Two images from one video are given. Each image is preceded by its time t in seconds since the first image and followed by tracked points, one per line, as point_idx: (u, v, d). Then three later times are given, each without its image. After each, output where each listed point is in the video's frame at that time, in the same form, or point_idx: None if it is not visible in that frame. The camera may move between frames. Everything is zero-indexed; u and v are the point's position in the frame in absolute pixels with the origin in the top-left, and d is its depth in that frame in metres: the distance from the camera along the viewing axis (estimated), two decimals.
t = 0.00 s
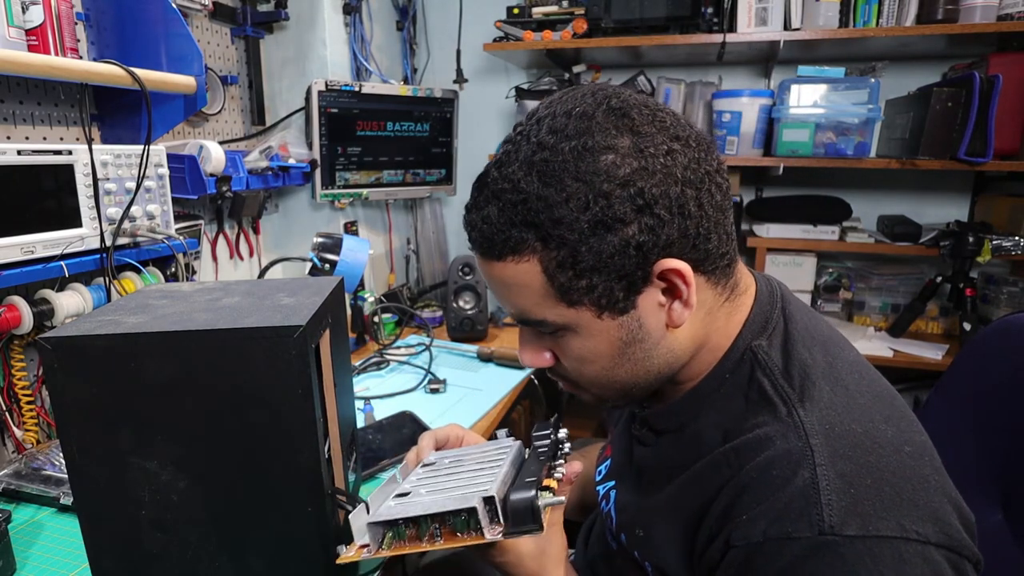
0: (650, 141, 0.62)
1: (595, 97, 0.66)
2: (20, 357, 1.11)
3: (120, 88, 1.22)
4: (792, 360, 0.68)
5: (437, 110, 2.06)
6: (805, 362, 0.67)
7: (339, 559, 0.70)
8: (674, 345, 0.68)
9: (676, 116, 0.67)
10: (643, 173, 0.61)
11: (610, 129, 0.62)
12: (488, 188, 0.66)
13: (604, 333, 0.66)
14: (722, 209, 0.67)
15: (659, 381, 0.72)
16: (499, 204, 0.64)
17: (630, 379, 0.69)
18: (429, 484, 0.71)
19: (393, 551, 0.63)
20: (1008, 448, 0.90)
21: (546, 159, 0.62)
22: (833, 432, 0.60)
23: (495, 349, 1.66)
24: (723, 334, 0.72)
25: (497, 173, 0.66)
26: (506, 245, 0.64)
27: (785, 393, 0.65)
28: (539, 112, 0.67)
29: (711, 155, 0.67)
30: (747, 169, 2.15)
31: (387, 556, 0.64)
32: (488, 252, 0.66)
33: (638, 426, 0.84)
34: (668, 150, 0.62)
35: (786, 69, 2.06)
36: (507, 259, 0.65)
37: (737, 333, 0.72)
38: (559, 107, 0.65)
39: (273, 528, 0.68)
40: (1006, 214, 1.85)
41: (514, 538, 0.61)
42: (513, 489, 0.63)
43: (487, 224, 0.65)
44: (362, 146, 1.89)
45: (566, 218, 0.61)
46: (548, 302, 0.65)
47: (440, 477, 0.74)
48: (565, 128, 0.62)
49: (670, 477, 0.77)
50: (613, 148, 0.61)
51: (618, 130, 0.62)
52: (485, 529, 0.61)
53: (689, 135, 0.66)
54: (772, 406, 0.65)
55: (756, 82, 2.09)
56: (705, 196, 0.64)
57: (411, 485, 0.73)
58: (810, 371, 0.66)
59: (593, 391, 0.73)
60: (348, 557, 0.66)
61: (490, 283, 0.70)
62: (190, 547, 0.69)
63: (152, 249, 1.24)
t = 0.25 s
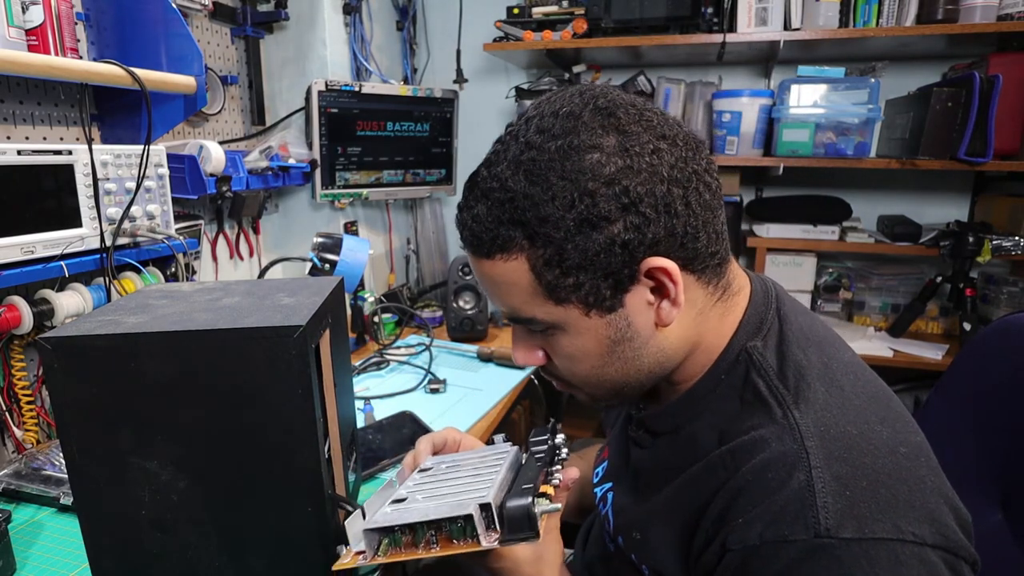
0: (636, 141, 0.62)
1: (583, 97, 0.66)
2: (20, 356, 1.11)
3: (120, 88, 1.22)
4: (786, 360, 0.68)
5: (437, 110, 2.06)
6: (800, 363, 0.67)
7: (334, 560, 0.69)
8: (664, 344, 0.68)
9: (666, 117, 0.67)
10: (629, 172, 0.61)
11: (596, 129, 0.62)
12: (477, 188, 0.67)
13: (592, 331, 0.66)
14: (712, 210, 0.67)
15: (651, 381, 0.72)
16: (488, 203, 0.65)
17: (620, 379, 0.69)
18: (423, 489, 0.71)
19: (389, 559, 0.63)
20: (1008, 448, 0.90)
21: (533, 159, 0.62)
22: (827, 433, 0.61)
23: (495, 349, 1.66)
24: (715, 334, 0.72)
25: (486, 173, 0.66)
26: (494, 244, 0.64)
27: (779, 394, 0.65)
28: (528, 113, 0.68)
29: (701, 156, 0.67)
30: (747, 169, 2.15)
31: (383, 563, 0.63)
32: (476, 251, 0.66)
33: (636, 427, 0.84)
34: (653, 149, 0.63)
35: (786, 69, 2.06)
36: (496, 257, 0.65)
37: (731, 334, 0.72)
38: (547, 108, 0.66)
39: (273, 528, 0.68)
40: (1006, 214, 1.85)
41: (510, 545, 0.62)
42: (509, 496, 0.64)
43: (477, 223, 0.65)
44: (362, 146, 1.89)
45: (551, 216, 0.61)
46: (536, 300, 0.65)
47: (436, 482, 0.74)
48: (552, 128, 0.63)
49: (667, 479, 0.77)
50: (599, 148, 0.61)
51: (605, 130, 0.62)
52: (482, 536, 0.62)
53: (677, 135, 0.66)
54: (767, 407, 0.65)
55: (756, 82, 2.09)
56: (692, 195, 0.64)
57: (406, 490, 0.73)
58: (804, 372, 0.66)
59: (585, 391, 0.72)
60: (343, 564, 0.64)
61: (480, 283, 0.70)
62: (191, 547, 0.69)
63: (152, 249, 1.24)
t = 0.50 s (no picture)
0: (628, 141, 0.62)
1: (576, 98, 0.66)
2: (20, 357, 1.11)
3: (120, 88, 1.22)
4: (784, 361, 0.68)
5: (437, 110, 2.06)
6: (798, 364, 0.67)
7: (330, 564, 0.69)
8: (659, 344, 0.68)
9: (659, 118, 0.67)
10: (621, 172, 0.61)
11: (589, 129, 0.62)
12: (472, 189, 0.67)
13: (587, 331, 0.66)
14: (706, 210, 0.67)
15: (647, 381, 0.72)
16: (482, 203, 0.65)
17: (616, 380, 0.69)
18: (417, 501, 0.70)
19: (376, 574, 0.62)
20: (1009, 448, 0.90)
21: (525, 159, 0.62)
22: (826, 435, 0.61)
23: (495, 349, 1.66)
24: (712, 335, 0.71)
25: (480, 174, 0.66)
26: (488, 244, 0.64)
27: (777, 396, 0.65)
28: (521, 114, 0.68)
29: (695, 157, 0.67)
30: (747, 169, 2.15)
31: None
32: (471, 251, 0.66)
33: (634, 428, 0.84)
34: (645, 149, 0.63)
35: (786, 69, 2.06)
36: (490, 257, 0.65)
37: (728, 335, 0.72)
38: (540, 109, 0.66)
39: (273, 528, 0.68)
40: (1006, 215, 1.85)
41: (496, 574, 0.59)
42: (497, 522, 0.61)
43: (471, 224, 0.65)
44: (362, 146, 1.89)
45: (543, 216, 0.61)
46: (531, 300, 0.65)
47: (432, 491, 0.73)
48: (545, 129, 0.63)
49: (666, 481, 0.77)
50: (591, 148, 0.61)
51: (598, 130, 0.62)
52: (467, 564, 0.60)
53: (670, 135, 0.66)
54: (765, 409, 0.65)
55: (756, 82, 2.09)
56: (686, 195, 0.64)
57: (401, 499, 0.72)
58: (802, 374, 0.66)
59: (582, 391, 0.72)
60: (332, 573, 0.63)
61: (476, 284, 0.70)
62: (191, 547, 0.69)
63: (152, 249, 1.24)
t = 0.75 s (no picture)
0: (627, 140, 0.62)
1: (574, 97, 0.66)
2: (20, 357, 1.11)
3: (120, 88, 1.22)
4: (783, 364, 0.68)
5: (437, 110, 2.06)
6: (797, 366, 0.67)
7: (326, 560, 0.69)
8: (659, 343, 0.68)
9: (657, 118, 0.67)
10: (620, 171, 0.61)
11: (587, 128, 0.62)
12: (470, 188, 0.67)
13: (587, 331, 0.66)
14: (704, 208, 0.67)
15: (647, 381, 0.72)
16: (480, 202, 0.65)
17: (616, 380, 0.69)
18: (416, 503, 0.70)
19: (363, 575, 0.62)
20: (1009, 448, 0.90)
21: (524, 158, 0.62)
22: (824, 437, 0.61)
23: (495, 349, 1.66)
24: (712, 335, 0.71)
25: (479, 172, 0.66)
26: (486, 244, 0.64)
27: (776, 398, 0.65)
28: (519, 114, 0.68)
29: (693, 156, 0.67)
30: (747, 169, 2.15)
31: None
32: (470, 251, 0.66)
33: (634, 429, 0.84)
34: (643, 148, 0.63)
35: (786, 69, 2.06)
36: (489, 256, 0.65)
37: (727, 336, 0.72)
38: (538, 109, 0.66)
39: (273, 528, 0.68)
40: (1006, 214, 1.85)
41: None
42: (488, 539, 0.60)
43: (470, 223, 0.65)
44: (362, 146, 1.89)
45: (541, 215, 0.61)
46: (530, 300, 0.65)
47: (434, 493, 0.73)
48: (543, 128, 0.63)
49: (666, 482, 0.77)
50: (589, 146, 0.61)
51: (596, 129, 0.62)
52: None
53: (668, 134, 0.66)
54: (764, 411, 0.65)
55: (756, 82, 2.09)
56: (685, 194, 0.64)
57: (402, 499, 0.71)
58: (802, 376, 0.66)
59: (582, 391, 0.72)
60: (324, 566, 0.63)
61: (475, 284, 0.70)
62: (190, 547, 0.69)
63: (152, 249, 1.24)
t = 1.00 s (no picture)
0: (637, 131, 0.63)
1: (582, 90, 0.67)
2: (20, 356, 1.11)
3: (120, 88, 1.22)
4: (784, 364, 0.68)
5: (437, 110, 2.06)
6: (798, 366, 0.67)
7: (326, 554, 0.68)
8: (664, 337, 0.68)
9: (663, 115, 0.68)
10: (630, 160, 0.62)
11: (597, 118, 0.63)
12: (476, 179, 0.66)
13: (594, 324, 0.65)
14: (708, 203, 0.68)
15: (651, 378, 0.71)
16: (487, 192, 0.64)
17: (620, 377, 0.69)
18: (425, 493, 0.71)
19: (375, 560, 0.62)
20: (1009, 448, 0.90)
21: (534, 147, 0.62)
22: (825, 437, 0.61)
23: (495, 349, 1.66)
24: (714, 333, 0.72)
25: (485, 163, 0.66)
26: (493, 233, 0.63)
27: (776, 399, 0.65)
28: (526, 107, 0.68)
29: (698, 151, 0.69)
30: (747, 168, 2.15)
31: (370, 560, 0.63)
32: (474, 242, 0.65)
33: (633, 431, 0.84)
34: (652, 139, 0.64)
35: (786, 69, 2.06)
36: (494, 247, 0.64)
37: (729, 334, 0.72)
38: (547, 99, 0.66)
39: (273, 528, 0.68)
40: (1006, 214, 1.85)
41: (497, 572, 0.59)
42: (506, 522, 0.62)
43: (475, 213, 0.64)
44: (363, 146, 1.89)
45: (553, 202, 0.61)
46: (536, 292, 0.64)
47: (440, 486, 0.74)
48: (553, 117, 0.63)
49: (667, 484, 0.77)
50: (600, 136, 0.62)
51: (606, 120, 0.63)
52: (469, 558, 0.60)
53: (675, 128, 0.67)
54: (765, 413, 0.65)
55: (756, 82, 2.09)
56: (692, 187, 0.66)
57: (410, 490, 0.72)
58: (802, 376, 0.66)
59: (584, 390, 0.71)
60: (335, 551, 0.64)
61: (477, 278, 0.68)
62: (190, 547, 0.69)
63: (152, 249, 1.24)
